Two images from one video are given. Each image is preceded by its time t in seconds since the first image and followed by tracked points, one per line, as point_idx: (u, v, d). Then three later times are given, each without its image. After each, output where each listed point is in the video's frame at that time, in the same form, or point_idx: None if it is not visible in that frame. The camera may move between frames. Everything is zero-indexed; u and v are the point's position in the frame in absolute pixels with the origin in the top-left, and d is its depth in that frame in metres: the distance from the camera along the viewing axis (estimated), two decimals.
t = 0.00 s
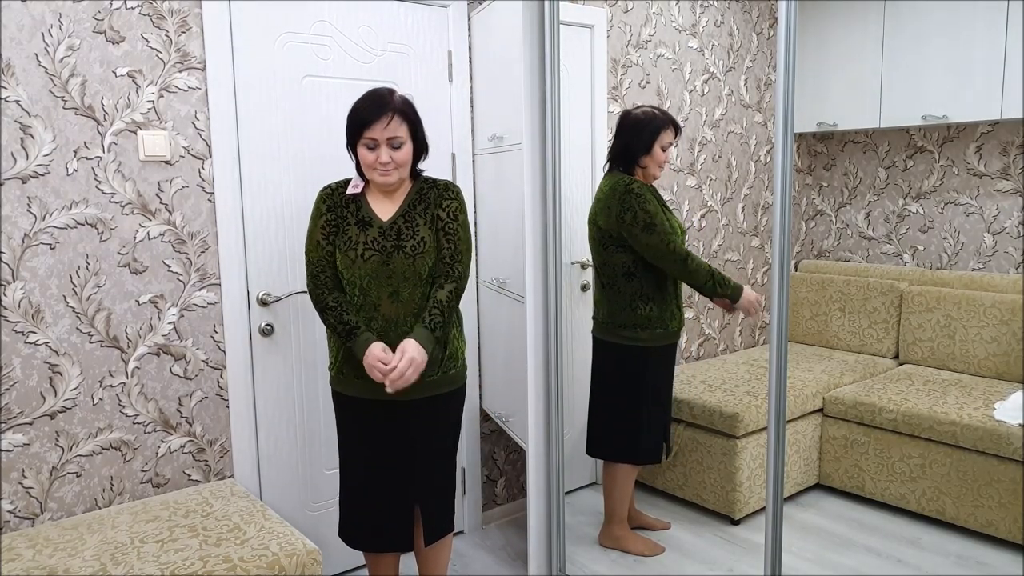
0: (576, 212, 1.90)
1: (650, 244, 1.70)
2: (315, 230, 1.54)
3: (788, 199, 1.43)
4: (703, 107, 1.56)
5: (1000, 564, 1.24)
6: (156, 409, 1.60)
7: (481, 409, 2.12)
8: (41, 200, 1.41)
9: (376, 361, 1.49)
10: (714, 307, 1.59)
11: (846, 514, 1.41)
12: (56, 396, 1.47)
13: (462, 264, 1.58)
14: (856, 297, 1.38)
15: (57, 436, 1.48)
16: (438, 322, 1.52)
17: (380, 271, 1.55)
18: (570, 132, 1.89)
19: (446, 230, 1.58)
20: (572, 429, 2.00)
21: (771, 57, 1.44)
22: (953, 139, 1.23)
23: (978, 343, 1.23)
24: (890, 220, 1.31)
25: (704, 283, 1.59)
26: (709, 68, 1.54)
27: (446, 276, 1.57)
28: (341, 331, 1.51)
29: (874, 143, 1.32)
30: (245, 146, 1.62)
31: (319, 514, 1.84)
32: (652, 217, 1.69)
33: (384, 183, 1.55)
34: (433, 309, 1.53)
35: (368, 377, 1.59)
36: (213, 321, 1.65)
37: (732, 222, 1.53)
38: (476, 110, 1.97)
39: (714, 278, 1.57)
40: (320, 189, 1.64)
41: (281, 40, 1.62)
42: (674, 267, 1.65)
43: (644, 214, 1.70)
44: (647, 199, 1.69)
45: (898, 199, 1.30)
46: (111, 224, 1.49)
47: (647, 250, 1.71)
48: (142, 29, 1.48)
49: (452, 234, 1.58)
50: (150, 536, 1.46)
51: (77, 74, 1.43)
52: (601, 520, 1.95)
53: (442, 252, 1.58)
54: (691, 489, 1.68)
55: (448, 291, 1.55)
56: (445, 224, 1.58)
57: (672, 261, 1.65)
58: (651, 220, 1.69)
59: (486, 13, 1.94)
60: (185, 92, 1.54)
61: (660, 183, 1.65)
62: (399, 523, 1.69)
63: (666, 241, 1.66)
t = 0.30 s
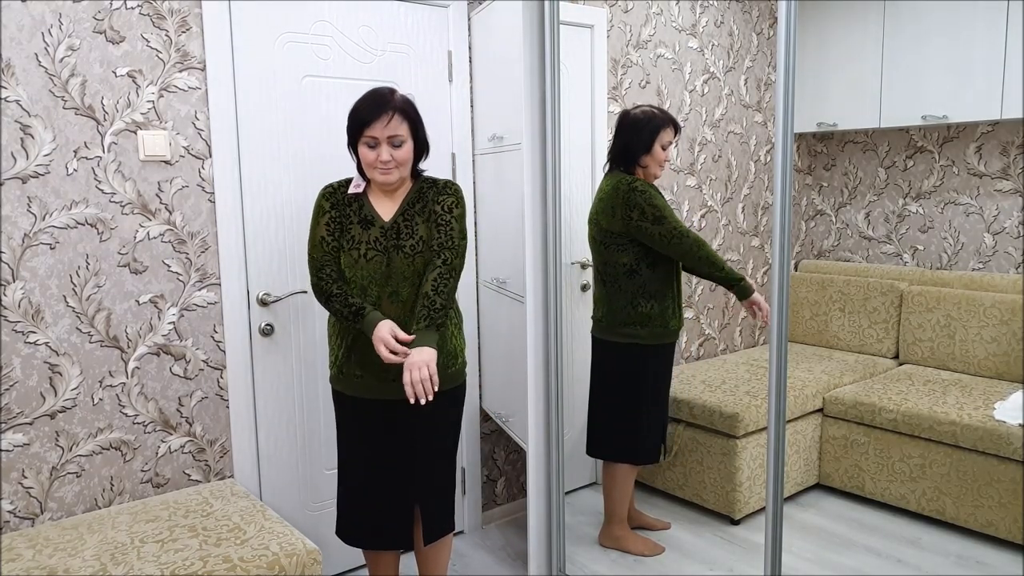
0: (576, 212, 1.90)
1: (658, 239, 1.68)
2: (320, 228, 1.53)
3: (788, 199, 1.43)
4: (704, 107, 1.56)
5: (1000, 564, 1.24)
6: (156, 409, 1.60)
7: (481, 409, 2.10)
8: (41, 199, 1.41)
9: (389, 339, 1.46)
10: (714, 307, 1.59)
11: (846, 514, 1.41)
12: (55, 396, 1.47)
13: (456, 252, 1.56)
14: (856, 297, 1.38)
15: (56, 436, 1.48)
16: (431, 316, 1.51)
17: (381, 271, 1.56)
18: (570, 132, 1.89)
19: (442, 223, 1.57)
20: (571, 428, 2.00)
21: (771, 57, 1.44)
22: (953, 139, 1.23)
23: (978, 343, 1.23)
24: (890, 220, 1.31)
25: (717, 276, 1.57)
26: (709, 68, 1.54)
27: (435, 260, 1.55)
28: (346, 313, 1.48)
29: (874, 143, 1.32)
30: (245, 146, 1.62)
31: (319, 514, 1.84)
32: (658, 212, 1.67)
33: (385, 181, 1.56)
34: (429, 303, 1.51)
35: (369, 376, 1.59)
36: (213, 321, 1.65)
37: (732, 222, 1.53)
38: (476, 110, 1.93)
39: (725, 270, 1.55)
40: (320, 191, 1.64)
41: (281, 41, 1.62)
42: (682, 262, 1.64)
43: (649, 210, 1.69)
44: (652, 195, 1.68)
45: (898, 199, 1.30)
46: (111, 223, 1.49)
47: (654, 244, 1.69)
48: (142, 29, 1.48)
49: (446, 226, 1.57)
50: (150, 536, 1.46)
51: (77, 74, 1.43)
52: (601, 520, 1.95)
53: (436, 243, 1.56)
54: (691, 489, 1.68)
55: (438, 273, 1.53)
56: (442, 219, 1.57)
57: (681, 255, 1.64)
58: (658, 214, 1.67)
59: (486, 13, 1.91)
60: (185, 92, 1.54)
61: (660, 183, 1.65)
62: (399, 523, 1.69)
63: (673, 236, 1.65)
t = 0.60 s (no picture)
0: (575, 212, 1.91)
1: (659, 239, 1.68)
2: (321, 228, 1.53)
3: (788, 198, 1.43)
4: (703, 107, 1.56)
5: (1000, 564, 1.24)
6: (157, 409, 1.60)
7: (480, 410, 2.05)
8: (41, 200, 1.42)
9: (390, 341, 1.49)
10: (714, 307, 1.59)
11: (846, 514, 1.41)
12: (55, 396, 1.47)
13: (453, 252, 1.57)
14: (855, 297, 1.38)
15: (56, 436, 1.48)
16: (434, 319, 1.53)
17: (382, 271, 1.56)
18: (570, 131, 1.90)
19: (442, 223, 1.58)
20: (571, 428, 2.00)
21: (771, 57, 1.44)
22: (953, 139, 1.23)
23: (978, 343, 1.23)
24: (890, 220, 1.31)
25: (716, 275, 1.57)
26: (709, 68, 1.54)
27: (432, 260, 1.56)
28: (347, 313, 1.49)
29: (874, 143, 1.32)
30: (245, 146, 1.62)
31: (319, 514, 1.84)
32: (655, 213, 1.68)
33: (385, 180, 1.55)
34: (428, 306, 1.53)
35: (369, 376, 1.59)
36: (213, 321, 1.65)
37: (731, 222, 1.52)
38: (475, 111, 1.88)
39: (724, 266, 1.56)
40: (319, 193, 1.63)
41: (281, 40, 1.62)
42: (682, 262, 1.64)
43: (648, 211, 1.69)
44: (653, 196, 1.67)
45: (898, 199, 1.30)
46: (111, 224, 1.49)
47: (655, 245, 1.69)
48: (142, 29, 1.48)
49: (446, 226, 1.58)
50: (150, 536, 1.46)
51: (77, 74, 1.43)
52: (601, 520, 1.95)
53: (435, 242, 1.57)
54: (691, 489, 1.68)
55: (435, 274, 1.54)
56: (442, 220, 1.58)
57: (681, 255, 1.63)
58: (658, 214, 1.67)
59: (486, 13, 1.90)
60: (185, 93, 1.54)
61: (660, 183, 1.65)
62: (399, 522, 1.69)
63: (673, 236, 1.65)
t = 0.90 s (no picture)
0: (575, 212, 1.91)
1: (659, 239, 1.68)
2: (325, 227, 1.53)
3: (788, 198, 1.43)
4: (704, 107, 1.56)
5: (1000, 563, 1.24)
6: (156, 409, 1.60)
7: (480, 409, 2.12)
8: (41, 200, 1.42)
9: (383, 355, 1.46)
10: (714, 306, 1.59)
11: (846, 514, 1.41)
12: (56, 395, 1.47)
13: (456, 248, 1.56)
14: (855, 297, 1.38)
15: (56, 436, 1.48)
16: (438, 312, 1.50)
17: (386, 271, 1.56)
18: (570, 131, 1.89)
19: (443, 220, 1.57)
20: (571, 429, 2.00)
21: (771, 57, 1.44)
22: (953, 139, 1.23)
23: (978, 343, 1.23)
24: (889, 220, 1.31)
25: (715, 273, 1.57)
26: (709, 68, 1.54)
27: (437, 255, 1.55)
28: (354, 313, 1.48)
29: (874, 143, 1.32)
30: (245, 146, 1.62)
31: (319, 514, 1.84)
32: (654, 213, 1.68)
33: (386, 180, 1.55)
34: (433, 297, 1.50)
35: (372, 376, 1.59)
36: (213, 321, 1.65)
37: (731, 222, 1.52)
38: (475, 110, 1.96)
39: (723, 263, 1.56)
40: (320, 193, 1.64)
41: (281, 41, 1.63)
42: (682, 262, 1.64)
43: (649, 210, 1.69)
44: (653, 195, 1.68)
45: (898, 199, 1.30)
46: (111, 224, 1.49)
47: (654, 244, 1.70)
48: (142, 29, 1.48)
49: (448, 222, 1.57)
50: (150, 536, 1.46)
51: (77, 74, 1.43)
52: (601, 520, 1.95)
53: (437, 238, 1.57)
54: (691, 489, 1.68)
55: (441, 268, 1.53)
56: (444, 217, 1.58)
57: (680, 255, 1.64)
58: (658, 213, 1.67)
59: (485, 13, 1.95)
60: (185, 93, 1.54)
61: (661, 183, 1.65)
62: (399, 522, 1.68)
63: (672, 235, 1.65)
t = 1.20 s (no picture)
0: (575, 213, 1.91)
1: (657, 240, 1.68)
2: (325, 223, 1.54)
3: (788, 198, 1.43)
4: (703, 107, 1.56)
5: (999, 563, 1.24)
6: (156, 409, 1.60)
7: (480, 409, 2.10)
8: (41, 200, 1.42)
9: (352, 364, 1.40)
10: (714, 306, 1.59)
11: (846, 514, 1.41)
12: (56, 395, 1.47)
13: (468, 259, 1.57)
14: (855, 297, 1.37)
15: (56, 436, 1.48)
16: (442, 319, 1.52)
17: (388, 272, 1.56)
18: (570, 133, 1.89)
19: (454, 231, 1.58)
20: (571, 429, 2.00)
21: (771, 57, 1.44)
22: (953, 139, 1.23)
23: (978, 342, 1.23)
24: (889, 220, 1.31)
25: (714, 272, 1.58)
26: (709, 68, 1.54)
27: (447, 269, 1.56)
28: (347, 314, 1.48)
29: (874, 143, 1.32)
30: (245, 146, 1.62)
31: (319, 514, 1.85)
32: (651, 215, 1.69)
33: (385, 179, 1.55)
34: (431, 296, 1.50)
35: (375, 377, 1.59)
36: (213, 321, 1.65)
37: (731, 222, 1.52)
38: (475, 111, 1.94)
39: (724, 262, 1.55)
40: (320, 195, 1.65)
41: (281, 40, 1.63)
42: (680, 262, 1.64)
43: (644, 213, 1.70)
44: (650, 196, 1.68)
45: (898, 199, 1.30)
46: (111, 223, 1.49)
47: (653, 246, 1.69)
48: (142, 29, 1.48)
49: (462, 234, 1.58)
50: (150, 536, 1.46)
51: (77, 74, 1.43)
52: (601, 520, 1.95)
53: (449, 249, 1.58)
54: (691, 490, 1.68)
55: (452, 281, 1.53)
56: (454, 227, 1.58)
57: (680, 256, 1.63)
58: (660, 215, 1.67)
59: (485, 13, 1.93)
60: (185, 93, 1.54)
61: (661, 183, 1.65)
62: (399, 522, 1.68)
63: (671, 236, 1.65)
